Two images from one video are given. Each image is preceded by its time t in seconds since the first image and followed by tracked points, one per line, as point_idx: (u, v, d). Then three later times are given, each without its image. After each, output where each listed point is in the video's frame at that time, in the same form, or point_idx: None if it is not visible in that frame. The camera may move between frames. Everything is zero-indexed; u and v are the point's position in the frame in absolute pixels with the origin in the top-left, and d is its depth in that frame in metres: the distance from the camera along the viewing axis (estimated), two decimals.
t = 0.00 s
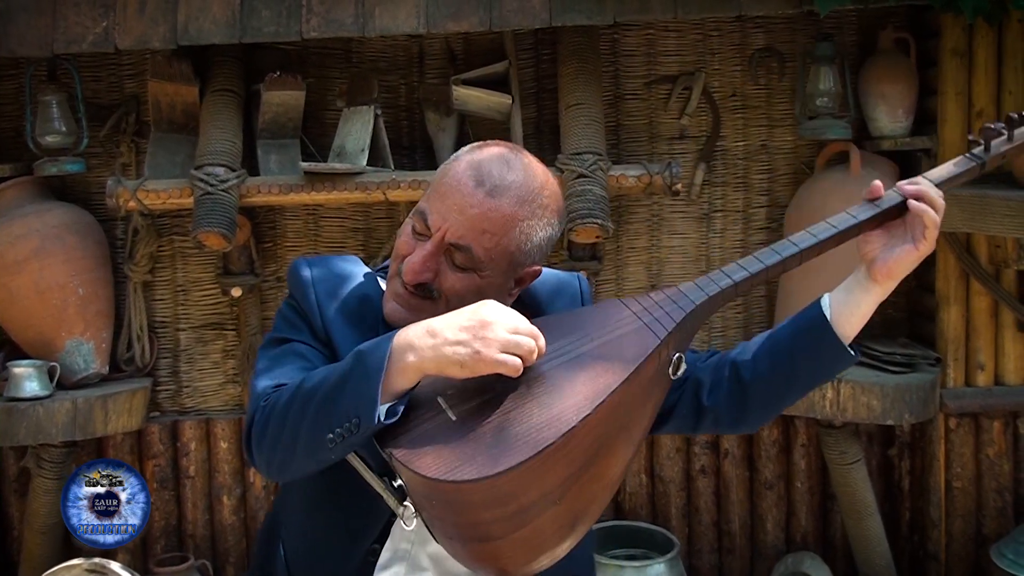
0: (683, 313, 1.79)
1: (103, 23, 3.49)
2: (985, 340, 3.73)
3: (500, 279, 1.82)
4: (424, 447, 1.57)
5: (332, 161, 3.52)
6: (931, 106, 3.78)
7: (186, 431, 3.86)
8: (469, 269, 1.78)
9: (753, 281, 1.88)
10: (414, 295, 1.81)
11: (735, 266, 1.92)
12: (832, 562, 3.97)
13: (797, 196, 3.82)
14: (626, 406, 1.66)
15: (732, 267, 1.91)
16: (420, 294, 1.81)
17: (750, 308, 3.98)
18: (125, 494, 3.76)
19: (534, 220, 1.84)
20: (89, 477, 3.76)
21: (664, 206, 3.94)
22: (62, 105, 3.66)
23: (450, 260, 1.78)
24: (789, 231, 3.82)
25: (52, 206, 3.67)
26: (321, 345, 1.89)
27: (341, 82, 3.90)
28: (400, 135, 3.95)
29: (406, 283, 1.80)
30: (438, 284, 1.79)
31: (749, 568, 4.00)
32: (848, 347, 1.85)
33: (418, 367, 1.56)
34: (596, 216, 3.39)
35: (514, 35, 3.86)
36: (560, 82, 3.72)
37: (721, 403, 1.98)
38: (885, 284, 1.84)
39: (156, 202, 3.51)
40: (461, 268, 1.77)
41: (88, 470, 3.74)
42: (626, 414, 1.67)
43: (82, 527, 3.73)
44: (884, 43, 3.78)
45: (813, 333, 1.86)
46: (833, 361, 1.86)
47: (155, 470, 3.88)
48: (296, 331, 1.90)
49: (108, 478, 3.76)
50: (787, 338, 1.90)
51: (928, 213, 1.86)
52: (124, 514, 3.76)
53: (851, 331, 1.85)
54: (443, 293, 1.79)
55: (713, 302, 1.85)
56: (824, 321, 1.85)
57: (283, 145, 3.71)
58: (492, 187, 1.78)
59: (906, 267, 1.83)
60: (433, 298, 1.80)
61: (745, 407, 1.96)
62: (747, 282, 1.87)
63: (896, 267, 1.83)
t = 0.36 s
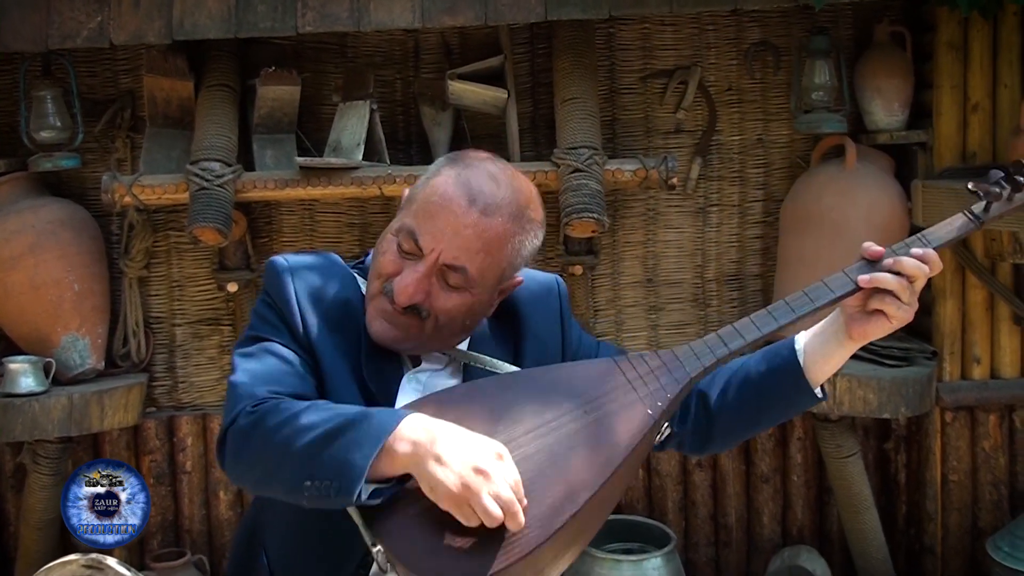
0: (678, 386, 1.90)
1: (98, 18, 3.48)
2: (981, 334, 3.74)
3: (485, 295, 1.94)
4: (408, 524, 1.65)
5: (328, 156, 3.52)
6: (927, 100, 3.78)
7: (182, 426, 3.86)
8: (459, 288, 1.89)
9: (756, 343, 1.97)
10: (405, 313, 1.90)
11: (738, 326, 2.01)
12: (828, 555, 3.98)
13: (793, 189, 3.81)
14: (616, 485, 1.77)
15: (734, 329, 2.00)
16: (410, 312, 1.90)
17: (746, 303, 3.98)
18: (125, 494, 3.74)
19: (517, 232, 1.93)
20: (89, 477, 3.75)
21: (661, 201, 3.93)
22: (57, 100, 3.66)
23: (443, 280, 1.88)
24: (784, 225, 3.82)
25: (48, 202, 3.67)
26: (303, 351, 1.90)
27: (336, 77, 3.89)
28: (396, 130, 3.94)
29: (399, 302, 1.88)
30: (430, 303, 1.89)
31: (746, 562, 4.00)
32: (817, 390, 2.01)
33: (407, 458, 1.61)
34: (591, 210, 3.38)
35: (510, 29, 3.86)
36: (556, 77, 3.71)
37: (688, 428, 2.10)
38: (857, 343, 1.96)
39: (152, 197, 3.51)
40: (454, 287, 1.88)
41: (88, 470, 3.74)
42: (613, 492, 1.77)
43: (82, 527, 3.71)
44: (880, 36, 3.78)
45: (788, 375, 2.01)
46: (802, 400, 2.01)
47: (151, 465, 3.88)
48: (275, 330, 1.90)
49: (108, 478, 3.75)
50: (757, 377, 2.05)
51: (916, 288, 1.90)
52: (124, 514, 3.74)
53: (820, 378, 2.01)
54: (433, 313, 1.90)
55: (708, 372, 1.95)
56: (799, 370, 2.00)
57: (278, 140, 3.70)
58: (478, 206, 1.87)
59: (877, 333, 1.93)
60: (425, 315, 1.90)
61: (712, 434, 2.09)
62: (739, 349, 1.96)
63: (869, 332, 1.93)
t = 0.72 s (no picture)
0: (632, 376, 1.88)
1: (97, 13, 3.47)
2: (982, 327, 3.73)
3: (448, 235, 2.01)
4: (384, 567, 1.77)
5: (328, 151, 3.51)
6: (928, 92, 3.78)
7: (183, 420, 3.86)
8: (421, 220, 1.96)
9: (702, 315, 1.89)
10: (377, 262, 1.95)
11: (679, 304, 1.91)
12: (830, 549, 3.98)
13: (794, 183, 3.80)
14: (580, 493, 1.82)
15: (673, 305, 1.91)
16: (382, 260, 1.95)
17: (747, 296, 3.98)
18: (124, 494, 3.75)
19: (462, 167, 2.03)
20: (89, 477, 3.76)
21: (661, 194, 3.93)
22: (57, 95, 3.65)
23: (406, 218, 1.95)
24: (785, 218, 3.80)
25: (48, 197, 3.67)
26: (271, 386, 1.94)
27: (336, 71, 3.89)
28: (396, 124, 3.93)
29: (366, 250, 1.94)
30: (398, 244, 1.95)
31: (747, 556, 4.00)
32: (783, 358, 1.91)
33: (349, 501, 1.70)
34: (592, 204, 3.37)
35: (509, 23, 3.85)
36: (556, 70, 3.71)
37: (664, 405, 2.07)
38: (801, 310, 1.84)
39: (152, 191, 3.50)
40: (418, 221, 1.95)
41: (88, 470, 3.74)
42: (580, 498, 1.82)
43: (81, 528, 3.73)
44: (880, 29, 3.77)
45: (739, 345, 1.92)
46: (762, 371, 1.92)
47: (153, 460, 3.88)
48: (236, 371, 1.95)
49: (107, 478, 3.75)
50: (716, 348, 1.97)
51: (841, 247, 1.78)
52: (123, 514, 3.75)
53: (781, 348, 1.91)
54: (403, 255, 1.96)
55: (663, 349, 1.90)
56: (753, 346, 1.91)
57: (278, 135, 3.70)
58: (424, 144, 1.98)
59: (818, 300, 1.81)
60: (394, 260, 1.95)
61: (688, 412, 2.04)
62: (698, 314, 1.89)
63: (808, 300, 1.82)
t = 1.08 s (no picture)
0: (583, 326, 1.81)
1: (104, 10, 3.47)
2: (991, 323, 3.73)
3: (425, 214, 2.02)
4: (358, 539, 1.74)
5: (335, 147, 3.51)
6: (935, 87, 3.77)
7: (191, 417, 3.87)
8: (392, 197, 1.99)
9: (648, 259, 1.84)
10: (357, 244, 1.98)
11: (621, 250, 1.85)
12: (838, 545, 3.98)
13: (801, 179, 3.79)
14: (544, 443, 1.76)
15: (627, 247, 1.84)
16: (361, 240, 1.98)
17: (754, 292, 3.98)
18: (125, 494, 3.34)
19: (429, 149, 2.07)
20: (88, 477, 3.36)
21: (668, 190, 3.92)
22: (65, 92, 3.66)
23: (377, 196, 1.99)
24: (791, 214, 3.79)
25: (56, 194, 3.67)
26: (263, 380, 2.00)
27: (343, 67, 3.89)
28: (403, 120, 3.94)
29: (343, 232, 1.98)
30: (373, 222, 1.98)
31: (755, 552, 4.00)
32: (777, 266, 1.84)
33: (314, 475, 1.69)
34: (600, 200, 3.36)
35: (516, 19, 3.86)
36: (563, 66, 3.70)
37: (661, 340, 2.01)
38: (790, 205, 1.79)
39: (160, 188, 3.50)
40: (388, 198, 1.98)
41: (87, 469, 3.36)
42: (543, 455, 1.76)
43: (81, 529, 3.32)
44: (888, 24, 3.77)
45: (732, 265, 1.85)
46: (761, 286, 1.85)
47: (161, 456, 3.89)
48: (234, 369, 2.01)
49: (107, 478, 3.36)
50: (707, 275, 1.89)
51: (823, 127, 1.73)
52: (123, 514, 3.33)
53: (775, 257, 1.84)
54: (380, 233, 1.98)
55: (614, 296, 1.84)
56: (745, 263, 1.84)
57: (286, 131, 3.70)
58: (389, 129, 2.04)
59: (806, 189, 1.77)
60: (372, 239, 1.98)
61: (687, 341, 1.97)
62: (642, 259, 1.84)
63: (796, 190, 1.77)
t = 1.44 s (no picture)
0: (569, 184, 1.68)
1: (113, 6, 3.47)
2: (999, 321, 3.72)
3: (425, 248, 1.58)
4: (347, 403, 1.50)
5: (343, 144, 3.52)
6: (944, 85, 3.76)
7: (199, 413, 3.87)
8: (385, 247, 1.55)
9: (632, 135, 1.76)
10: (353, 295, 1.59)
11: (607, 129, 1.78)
12: (845, 543, 3.97)
13: (810, 175, 3.78)
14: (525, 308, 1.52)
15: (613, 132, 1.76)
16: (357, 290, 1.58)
17: (762, 289, 3.97)
18: (125, 495, 3.25)
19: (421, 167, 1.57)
20: (89, 476, 3.30)
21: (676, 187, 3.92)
22: (74, 88, 3.66)
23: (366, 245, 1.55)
24: (800, 210, 3.78)
25: (64, 189, 3.68)
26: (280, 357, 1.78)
27: (351, 64, 3.90)
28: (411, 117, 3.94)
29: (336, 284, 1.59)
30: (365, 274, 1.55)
31: (762, 549, 4.00)
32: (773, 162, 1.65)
33: (325, 301, 1.46)
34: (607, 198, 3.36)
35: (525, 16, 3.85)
36: (572, 63, 3.70)
37: (670, 267, 1.75)
38: (774, 88, 1.66)
39: (168, 184, 3.51)
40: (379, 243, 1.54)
41: (87, 469, 3.29)
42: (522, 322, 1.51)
43: (81, 528, 3.22)
44: (897, 21, 3.76)
45: (724, 169, 1.65)
46: (763, 184, 1.64)
47: (169, 452, 3.90)
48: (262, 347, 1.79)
49: (108, 478, 3.29)
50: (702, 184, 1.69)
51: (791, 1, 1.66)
52: (124, 514, 3.24)
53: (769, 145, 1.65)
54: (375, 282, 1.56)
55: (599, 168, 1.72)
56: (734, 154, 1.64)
57: (294, 128, 3.71)
58: (374, 153, 1.56)
59: (787, 63, 1.63)
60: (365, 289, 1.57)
61: (694, 263, 1.72)
62: (628, 136, 1.76)
63: (777, 66, 1.64)
